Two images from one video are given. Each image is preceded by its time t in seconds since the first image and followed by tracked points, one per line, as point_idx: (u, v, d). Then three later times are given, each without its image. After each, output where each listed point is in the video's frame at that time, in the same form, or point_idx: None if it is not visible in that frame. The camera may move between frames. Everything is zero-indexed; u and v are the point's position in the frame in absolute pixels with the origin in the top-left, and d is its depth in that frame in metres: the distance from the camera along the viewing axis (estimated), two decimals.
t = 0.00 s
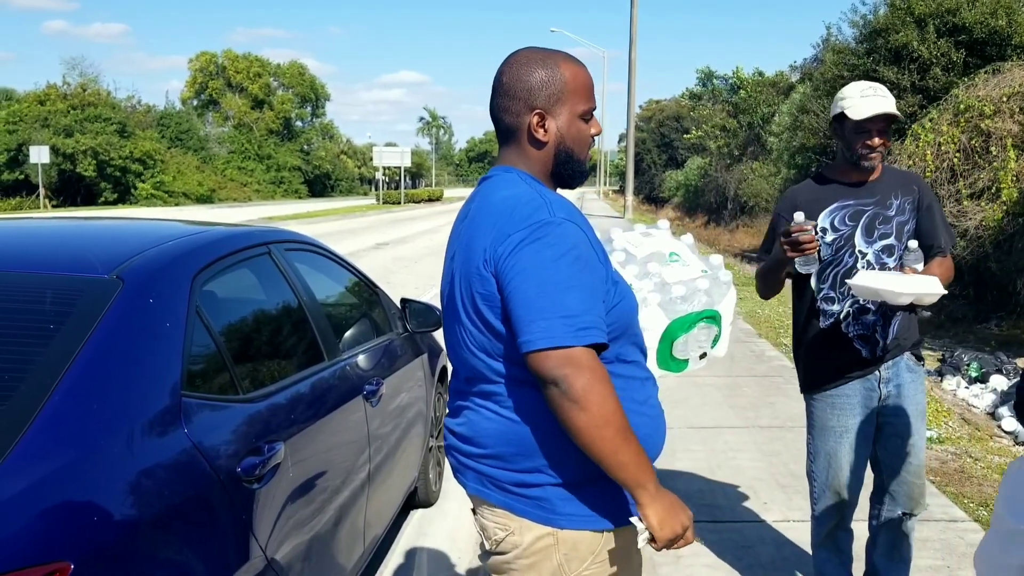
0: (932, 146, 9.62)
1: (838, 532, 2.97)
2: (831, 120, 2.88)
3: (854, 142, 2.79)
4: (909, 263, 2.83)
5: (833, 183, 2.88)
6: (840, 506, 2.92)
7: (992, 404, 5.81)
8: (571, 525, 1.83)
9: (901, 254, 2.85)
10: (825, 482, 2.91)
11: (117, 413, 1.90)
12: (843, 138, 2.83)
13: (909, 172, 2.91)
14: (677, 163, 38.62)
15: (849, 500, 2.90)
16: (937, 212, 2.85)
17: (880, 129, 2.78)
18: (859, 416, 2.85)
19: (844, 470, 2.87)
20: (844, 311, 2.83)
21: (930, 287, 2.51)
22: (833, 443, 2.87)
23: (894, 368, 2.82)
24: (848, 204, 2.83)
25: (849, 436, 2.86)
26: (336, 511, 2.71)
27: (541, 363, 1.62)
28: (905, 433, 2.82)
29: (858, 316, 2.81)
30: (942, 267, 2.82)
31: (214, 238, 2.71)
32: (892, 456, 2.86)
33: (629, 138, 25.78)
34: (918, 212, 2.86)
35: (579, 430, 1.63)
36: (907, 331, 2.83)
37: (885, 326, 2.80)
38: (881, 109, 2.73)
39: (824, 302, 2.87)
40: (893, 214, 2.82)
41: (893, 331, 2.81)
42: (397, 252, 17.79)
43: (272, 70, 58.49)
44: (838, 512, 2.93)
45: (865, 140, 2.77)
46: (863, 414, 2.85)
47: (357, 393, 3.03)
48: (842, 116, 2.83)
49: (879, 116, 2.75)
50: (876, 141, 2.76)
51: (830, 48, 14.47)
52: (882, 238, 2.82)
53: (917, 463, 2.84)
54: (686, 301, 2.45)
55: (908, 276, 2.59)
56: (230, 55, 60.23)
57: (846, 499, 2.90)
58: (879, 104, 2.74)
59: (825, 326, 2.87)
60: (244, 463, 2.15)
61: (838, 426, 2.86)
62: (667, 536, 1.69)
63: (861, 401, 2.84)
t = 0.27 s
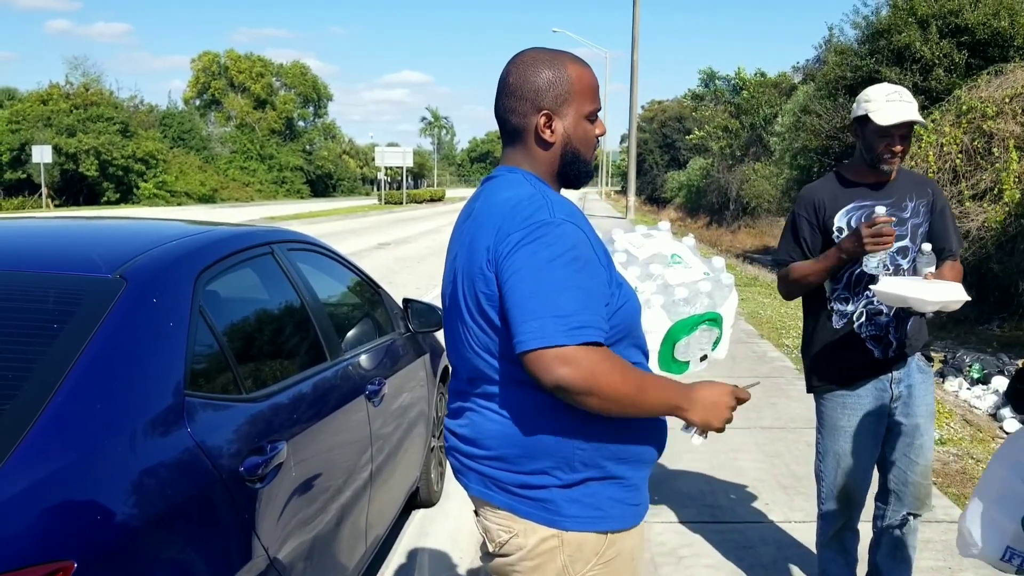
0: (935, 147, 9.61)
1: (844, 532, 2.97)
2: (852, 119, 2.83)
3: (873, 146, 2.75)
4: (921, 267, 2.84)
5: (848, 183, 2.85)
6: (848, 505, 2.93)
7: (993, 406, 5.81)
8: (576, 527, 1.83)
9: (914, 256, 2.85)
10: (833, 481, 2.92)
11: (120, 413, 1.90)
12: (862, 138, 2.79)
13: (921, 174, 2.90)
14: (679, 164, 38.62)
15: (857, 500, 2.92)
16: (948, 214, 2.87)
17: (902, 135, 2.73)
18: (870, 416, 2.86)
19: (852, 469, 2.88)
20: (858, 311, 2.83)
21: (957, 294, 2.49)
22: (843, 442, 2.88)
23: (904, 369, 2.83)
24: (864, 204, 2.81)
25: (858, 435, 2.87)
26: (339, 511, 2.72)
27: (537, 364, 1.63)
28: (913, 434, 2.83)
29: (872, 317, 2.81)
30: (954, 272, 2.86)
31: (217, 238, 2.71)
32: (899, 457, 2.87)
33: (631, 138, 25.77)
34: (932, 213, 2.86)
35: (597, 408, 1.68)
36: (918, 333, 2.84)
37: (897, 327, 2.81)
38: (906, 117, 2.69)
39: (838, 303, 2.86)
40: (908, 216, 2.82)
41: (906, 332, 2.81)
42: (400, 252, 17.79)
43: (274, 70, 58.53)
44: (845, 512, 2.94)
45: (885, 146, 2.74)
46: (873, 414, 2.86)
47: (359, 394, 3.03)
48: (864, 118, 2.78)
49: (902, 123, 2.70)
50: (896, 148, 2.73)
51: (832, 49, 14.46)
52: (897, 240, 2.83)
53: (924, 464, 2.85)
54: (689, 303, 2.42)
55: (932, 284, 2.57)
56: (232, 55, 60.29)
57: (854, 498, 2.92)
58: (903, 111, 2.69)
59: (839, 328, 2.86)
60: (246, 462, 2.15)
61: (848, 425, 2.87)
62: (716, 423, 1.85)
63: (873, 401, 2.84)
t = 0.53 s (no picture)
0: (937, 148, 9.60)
1: (848, 531, 2.97)
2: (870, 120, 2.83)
3: (891, 148, 2.75)
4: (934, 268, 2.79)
5: (862, 183, 2.84)
6: (853, 505, 2.93)
7: (994, 407, 5.80)
8: (578, 528, 1.83)
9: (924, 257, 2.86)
10: (839, 481, 2.92)
11: (120, 412, 1.90)
12: (880, 139, 2.79)
13: (933, 176, 2.93)
14: (680, 164, 38.60)
15: (863, 500, 2.92)
16: (959, 217, 2.89)
17: (920, 139, 2.74)
18: (879, 417, 2.84)
19: (859, 470, 2.88)
20: (869, 311, 2.81)
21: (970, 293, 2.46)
22: (851, 444, 2.87)
23: (914, 368, 2.83)
24: (879, 204, 2.80)
25: (866, 437, 2.85)
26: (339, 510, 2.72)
27: (599, 354, 1.65)
28: (919, 434, 2.85)
29: (883, 317, 2.80)
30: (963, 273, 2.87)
31: (217, 236, 2.71)
32: (905, 457, 2.88)
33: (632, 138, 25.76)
34: (943, 215, 2.88)
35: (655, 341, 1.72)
36: (927, 333, 2.83)
37: (908, 328, 2.79)
38: (926, 121, 2.69)
39: (849, 302, 2.83)
40: (921, 217, 2.82)
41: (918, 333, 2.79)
42: (401, 252, 17.78)
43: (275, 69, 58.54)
44: (850, 512, 2.94)
45: (903, 149, 2.74)
46: (883, 416, 2.84)
47: (359, 393, 3.03)
48: (883, 120, 2.77)
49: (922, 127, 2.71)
50: (914, 151, 2.74)
51: (834, 49, 14.44)
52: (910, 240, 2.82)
53: (928, 464, 2.87)
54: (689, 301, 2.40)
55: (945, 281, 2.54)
56: (233, 54, 60.28)
57: (859, 498, 2.92)
58: (923, 116, 2.70)
59: (850, 326, 2.84)
60: (246, 461, 2.16)
61: (858, 427, 2.85)
62: (699, 267, 1.84)
63: (881, 403, 2.83)
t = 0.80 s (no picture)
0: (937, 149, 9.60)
1: (851, 533, 2.96)
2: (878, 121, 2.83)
3: (900, 147, 2.75)
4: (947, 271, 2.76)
5: (872, 184, 2.84)
6: (860, 506, 2.92)
7: (994, 408, 5.80)
8: (580, 529, 1.83)
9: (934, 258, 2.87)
10: (847, 482, 2.90)
11: (120, 412, 1.90)
12: (889, 140, 2.78)
13: (942, 177, 2.94)
14: (681, 164, 38.59)
15: (869, 501, 2.91)
16: (968, 217, 2.91)
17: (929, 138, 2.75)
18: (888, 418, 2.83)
19: (867, 472, 2.87)
20: (879, 311, 2.81)
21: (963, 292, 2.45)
22: (859, 445, 2.86)
23: (922, 369, 2.84)
24: (890, 205, 2.80)
25: (874, 438, 2.84)
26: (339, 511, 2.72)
27: (630, 331, 1.67)
28: (926, 436, 2.86)
29: (892, 318, 2.80)
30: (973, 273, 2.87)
31: (217, 236, 2.71)
32: (911, 459, 2.88)
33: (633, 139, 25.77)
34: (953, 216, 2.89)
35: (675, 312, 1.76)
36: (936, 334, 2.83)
37: (918, 329, 2.78)
38: (935, 119, 2.69)
39: (860, 303, 2.82)
40: (931, 219, 2.84)
41: (927, 335, 2.79)
42: (401, 252, 17.77)
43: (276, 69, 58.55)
44: (856, 513, 2.93)
45: (912, 148, 2.74)
46: (891, 417, 2.83)
47: (360, 393, 3.03)
48: (892, 119, 2.77)
49: (930, 126, 2.71)
50: (923, 150, 2.74)
51: (834, 50, 14.45)
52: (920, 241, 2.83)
53: (934, 465, 2.88)
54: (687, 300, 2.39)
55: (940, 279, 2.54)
56: (234, 54, 60.29)
57: (866, 500, 2.91)
58: (931, 114, 2.70)
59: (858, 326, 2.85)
60: (246, 461, 2.16)
61: (867, 427, 2.84)
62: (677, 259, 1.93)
63: (889, 404, 2.82)
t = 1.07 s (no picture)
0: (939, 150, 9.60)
1: (855, 533, 2.96)
2: (885, 119, 2.83)
3: (909, 144, 2.74)
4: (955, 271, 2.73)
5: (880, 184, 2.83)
6: (865, 506, 2.92)
7: (995, 409, 5.79)
8: (581, 527, 1.83)
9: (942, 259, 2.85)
10: (853, 482, 2.90)
11: (121, 412, 1.90)
12: (898, 137, 2.78)
13: (951, 177, 2.93)
14: (682, 165, 38.60)
15: (874, 501, 2.91)
16: (978, 217, 2.89)
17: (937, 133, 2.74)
18: (895, 419, 2.83)
19: (872, 471, 2.87)
20: (885, 311, 2.78)
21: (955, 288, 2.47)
22: (866, 445, 2.86)
23: (930, 371, 2.83)
24: (897, 205, 2.79)
25: (881, 438, 2.84)
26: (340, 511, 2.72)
27: (634, 330, 1.68)
28: (932, 438, 2.87)
29: (899, 319, 2.77)
30: (980, 273, 2.85)
31: (218, 237, 2.71)
32: (915, 459, 2.89)
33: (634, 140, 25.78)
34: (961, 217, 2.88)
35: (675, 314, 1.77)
36: (943, 335, 2.83)
37: (927, 331, 2.77)
38: (943, 113, 2.69)
39: (866, 304, 2.80)
40: (940, 219, 2.82)
41: (934, 335, 2.78)
42: (402, 252, 17.79)
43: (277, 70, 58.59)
44: (861, 514, 2.93)
45: (920, 143, 2.74)
46: (898, 417, 2.83)
47: (360, 393, 3.03)
48: (900, 117, 2.77)
49: (938, 120, 2.70)
50: (931, 144, 2.73)
51: (835, 51, 14.45)
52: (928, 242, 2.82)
53: (938, 467, 2.89)
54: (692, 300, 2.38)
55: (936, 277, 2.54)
56: (235, 55, 60.34)
57: (870, 500, 2.91)
58: (938, 108, 2.70)
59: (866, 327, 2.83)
60: (247, 460, 2.16)
61: (874, 428, 2.84)
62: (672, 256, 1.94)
63: (897, 405, 2.82)
